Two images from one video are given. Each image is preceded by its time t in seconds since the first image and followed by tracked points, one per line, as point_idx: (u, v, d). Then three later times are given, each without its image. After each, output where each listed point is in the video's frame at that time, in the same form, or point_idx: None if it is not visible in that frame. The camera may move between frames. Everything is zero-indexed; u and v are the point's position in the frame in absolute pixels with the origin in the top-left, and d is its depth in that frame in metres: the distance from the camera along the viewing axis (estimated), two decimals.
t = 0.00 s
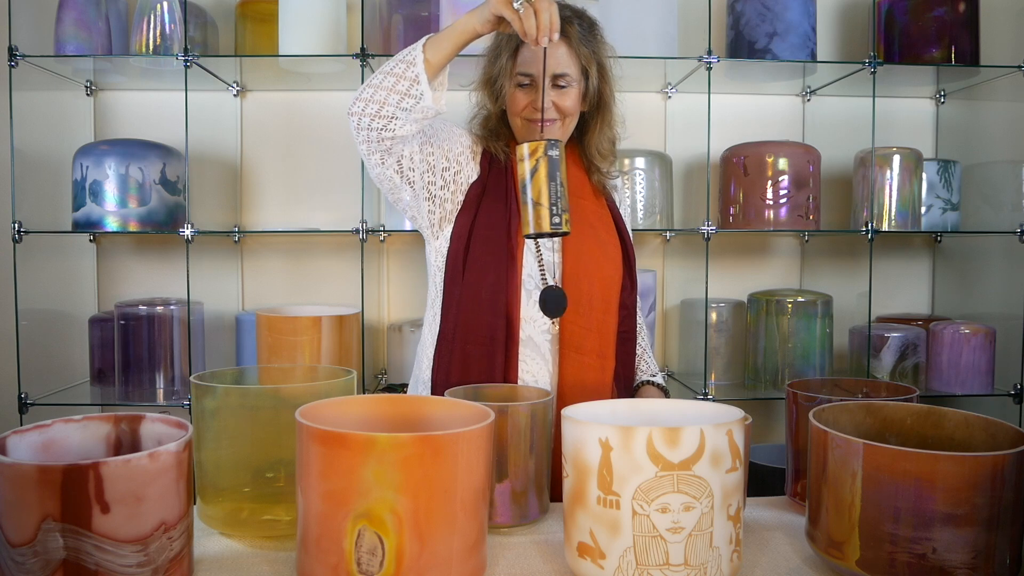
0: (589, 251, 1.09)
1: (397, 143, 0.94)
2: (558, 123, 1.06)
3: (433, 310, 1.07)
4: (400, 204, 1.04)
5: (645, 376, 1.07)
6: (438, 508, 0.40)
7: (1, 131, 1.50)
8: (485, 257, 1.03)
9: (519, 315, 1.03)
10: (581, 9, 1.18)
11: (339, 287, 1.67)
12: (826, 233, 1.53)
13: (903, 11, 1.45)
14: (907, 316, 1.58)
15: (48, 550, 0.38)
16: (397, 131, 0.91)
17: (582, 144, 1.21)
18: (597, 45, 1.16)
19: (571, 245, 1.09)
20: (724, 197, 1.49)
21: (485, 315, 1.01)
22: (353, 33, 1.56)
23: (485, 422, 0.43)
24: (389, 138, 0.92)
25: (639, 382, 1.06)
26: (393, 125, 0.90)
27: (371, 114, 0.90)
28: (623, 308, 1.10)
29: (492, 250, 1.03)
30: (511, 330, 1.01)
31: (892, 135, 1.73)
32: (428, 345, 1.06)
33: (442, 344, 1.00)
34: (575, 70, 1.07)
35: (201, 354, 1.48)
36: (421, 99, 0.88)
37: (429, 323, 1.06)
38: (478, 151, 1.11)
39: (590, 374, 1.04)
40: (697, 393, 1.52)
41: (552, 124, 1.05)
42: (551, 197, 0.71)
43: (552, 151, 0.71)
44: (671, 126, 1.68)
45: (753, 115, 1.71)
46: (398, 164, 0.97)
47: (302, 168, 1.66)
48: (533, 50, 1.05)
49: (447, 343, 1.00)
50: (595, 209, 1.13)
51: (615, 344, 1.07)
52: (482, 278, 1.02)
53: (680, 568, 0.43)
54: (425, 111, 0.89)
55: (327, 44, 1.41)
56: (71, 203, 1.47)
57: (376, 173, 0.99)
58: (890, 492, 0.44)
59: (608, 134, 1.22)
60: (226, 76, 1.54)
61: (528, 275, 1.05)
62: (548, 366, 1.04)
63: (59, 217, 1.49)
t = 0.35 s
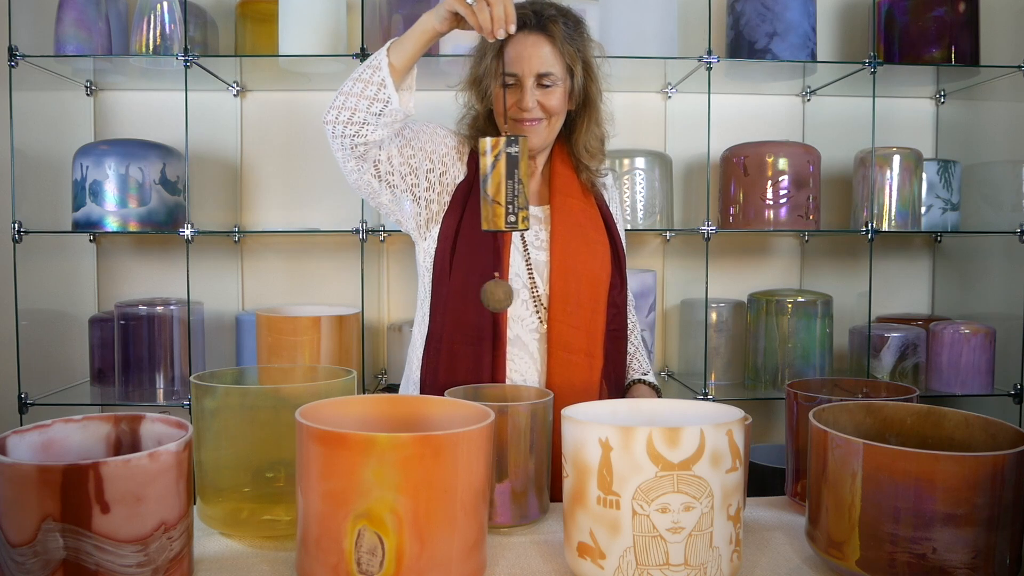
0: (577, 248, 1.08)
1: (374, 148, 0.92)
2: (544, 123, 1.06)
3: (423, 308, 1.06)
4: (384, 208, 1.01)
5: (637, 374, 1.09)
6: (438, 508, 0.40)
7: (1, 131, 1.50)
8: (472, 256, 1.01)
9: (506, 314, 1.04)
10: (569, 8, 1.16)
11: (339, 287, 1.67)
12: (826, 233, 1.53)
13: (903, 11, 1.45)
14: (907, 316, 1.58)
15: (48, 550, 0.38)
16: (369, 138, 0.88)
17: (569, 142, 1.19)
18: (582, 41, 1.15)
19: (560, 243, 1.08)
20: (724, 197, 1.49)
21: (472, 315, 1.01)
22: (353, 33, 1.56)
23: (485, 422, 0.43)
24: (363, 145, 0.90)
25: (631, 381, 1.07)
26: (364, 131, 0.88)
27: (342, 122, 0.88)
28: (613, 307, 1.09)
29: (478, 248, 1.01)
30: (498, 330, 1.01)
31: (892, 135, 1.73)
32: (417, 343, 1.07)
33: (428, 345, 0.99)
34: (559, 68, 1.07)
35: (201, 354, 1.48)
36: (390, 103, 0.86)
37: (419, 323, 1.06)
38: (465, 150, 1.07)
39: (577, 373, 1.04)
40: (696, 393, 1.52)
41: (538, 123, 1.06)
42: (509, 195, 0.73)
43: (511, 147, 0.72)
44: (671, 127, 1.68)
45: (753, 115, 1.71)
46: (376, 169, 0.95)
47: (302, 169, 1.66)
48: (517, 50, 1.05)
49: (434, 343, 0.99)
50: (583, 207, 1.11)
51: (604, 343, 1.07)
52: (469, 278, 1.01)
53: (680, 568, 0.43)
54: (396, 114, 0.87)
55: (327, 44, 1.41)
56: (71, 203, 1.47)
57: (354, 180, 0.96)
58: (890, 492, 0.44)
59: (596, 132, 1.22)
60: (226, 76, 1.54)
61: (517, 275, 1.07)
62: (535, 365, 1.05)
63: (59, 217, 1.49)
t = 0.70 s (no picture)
0: (562, 247, 1.07)
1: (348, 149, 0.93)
2: (528, 122, 1.06)
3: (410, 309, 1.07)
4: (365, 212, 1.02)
5: (624, 373, 1.07)
6: (438, 508, 0.40)
7: (1, 130, 1.50)
8: (455, 255, 1.01)
9: (490, 313, 1.03)
10: (554, 7, 1.17)
11: (339, 287, 1.67)
12: (826, 233, 1.53)
13: (903, 11, 1.45)
14: (907, 316, 1.58)
15: (48, 550, 0.38)
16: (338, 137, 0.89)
17: (555, 142, 1.18)
18: (566, 40, 1.14)
19: (544, 242, 1.07)
20: (724, 197, 1.49)
21: (456, 315, 1.00)
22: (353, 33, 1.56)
23: (485, 422, 0.43)
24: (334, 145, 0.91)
25: (619, 381, 1.05)
26: (334, 132, 0.89)
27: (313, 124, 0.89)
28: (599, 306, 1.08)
29: (462, 247, 1.02)
30: (482, 329, 1.01)
31: (892, 135, 1.73)
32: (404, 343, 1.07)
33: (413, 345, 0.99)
34: (543, 66, 1.07)
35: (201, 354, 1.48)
36: (357, 102, 0.88)
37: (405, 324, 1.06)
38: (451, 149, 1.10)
39: (562, 372, 1.03)
40: (696, 393, 1.52)
41: (522, 123, 1.05)
42: (452, 182, 0.72)
43: (455, 135, 0.70)
44: (671, 127, 1.67)
45: (753, 115, 1.71)
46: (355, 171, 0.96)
47: (302, 168, 1.66)
48: (499, 49, 1.06)
49: (418, 344, 1.00)
50: (568, 205, 1.11)
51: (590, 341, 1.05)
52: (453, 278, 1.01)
53: (680, 568, 0.43)
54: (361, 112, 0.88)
55: (326, 44, 1.41)
56: (71, 203, 1.47)
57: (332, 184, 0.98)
58: (891, 492, 0.44)
59: (583, 131, 1.19)
60: (226, 76, 1.54)
61: (501, 275, 1.07)
62: (521, 365, 1.06)
63: (59, 217, 1.49)
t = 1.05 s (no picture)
0: (547, 245, 1.07)
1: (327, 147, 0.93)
2: (511, 121, 1.06)
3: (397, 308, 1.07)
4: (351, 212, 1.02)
5: (613, 374, 1.07)
6: (438, 509, 0.40)
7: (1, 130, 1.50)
8: (439, 253, 1.01)
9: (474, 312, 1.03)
10: (537, 5, 1.16)
11: (339, 287, 1.67)
12: (826, 233, 1.53)
13: (903, 11, 1.45)
14: (907, 316, 1.58)
15: (48, 550, 0.38)
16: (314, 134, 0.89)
17: (541, 140, 1.17)
18: (549, 38, 1.13)
19: (529, 241, 1.06)
20: (724, 197, 1.49)
21: (439, 315, 1.00)
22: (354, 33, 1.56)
23: (485, 422, 0.43)
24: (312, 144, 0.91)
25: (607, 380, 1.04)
26: (309, 129, 0.89)
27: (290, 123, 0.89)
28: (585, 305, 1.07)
29: (446, 246, 1.02)
30: (466, 327, 1.00)
31: (892, 135, 1.73)
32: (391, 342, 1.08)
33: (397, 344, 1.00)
34: (526, 66, 1.06)
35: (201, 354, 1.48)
36: (327, 97, 0.87)
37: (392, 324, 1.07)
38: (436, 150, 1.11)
39: (546, 371, 1.02)
40: (696, 393, 1.52)
41: (505, 122, 1.06)
42: (399, 159, 0.72)
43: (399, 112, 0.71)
44: (671, 127, 1.67)
45: (753, 114, 1.71)
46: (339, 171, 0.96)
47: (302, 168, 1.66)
48: (482, 48, 1.06)
49: (403, 344, 1.00)
50: (554, 204, 1.10)
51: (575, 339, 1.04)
52: (437, 276, 1.01)
53: (680, 568, 0.43)
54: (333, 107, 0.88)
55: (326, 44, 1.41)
56: (71, 203, 1.47)
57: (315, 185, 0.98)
58: (891, 492, 0.44)
59: (569, 129, 1.19)
60: (226, 76, 1.54)
61: (485, 274, 1.07)
62: (506, 364, 1.06)
63: (59, 218, 1.49)
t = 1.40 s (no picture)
0: (534, 245, 1.06)
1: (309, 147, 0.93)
2: (496, 120, 1.06)
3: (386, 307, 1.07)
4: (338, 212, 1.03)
5: (602, 374, 1.05)
6: (439, 508, 0.40)
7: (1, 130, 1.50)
8: (425, 253, 1.01)
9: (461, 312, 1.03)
10: (522, 4, 1.16)
11: (339, 287, 1.67)
12: (826, 233, 1.53)
13: (903, 11, 1.45)
14: (907, 316, 1.58)
15: (48, 550, 0.38)
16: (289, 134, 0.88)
17: (529, 139, 1.17)
18: (535, 37, 1.13)
19: (516, 240, 1.06)
20: (724, 198, 1.49)
21: (425, 315, 1.00)
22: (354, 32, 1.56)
23: (485, 422, 0.43)
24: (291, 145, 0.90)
25: (596, 380, 1.04)
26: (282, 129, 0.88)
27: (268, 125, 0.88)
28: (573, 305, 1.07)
29: (431, 246, 1.02)
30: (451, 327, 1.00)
31: (892, 135, 1.73)
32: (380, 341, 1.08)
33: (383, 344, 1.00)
34: (510, 65, 1.07)
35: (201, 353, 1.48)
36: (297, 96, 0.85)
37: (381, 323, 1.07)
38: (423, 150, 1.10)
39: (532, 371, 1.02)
40: (696, 393, 1.52)
41: (490, 121, 1.05)
42: (345, 143, 0.68)
43: (346, 96, 0.68)
44: (671, 127, 1.67)
45: (753, 114, 1.71)
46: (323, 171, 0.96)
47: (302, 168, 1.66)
48: (467, 49, 1.06)
49: (390, 344, 1.00)
50: (542, 204, 1.10)
51: (562, 338, 1.04)
52: (423, 276, 1.01)
53: (680, 568, 0.43)
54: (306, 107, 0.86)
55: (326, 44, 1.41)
56: (71, 203, 1.47)
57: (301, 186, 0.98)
58: (890, 492, 0.44)
59: (555, 127, 1.19)
60: (226, 76, 1.54)
61: (472, 274, 1.07)
62: (491, 363, 1.06)
63: (59, 217, 1.49)
